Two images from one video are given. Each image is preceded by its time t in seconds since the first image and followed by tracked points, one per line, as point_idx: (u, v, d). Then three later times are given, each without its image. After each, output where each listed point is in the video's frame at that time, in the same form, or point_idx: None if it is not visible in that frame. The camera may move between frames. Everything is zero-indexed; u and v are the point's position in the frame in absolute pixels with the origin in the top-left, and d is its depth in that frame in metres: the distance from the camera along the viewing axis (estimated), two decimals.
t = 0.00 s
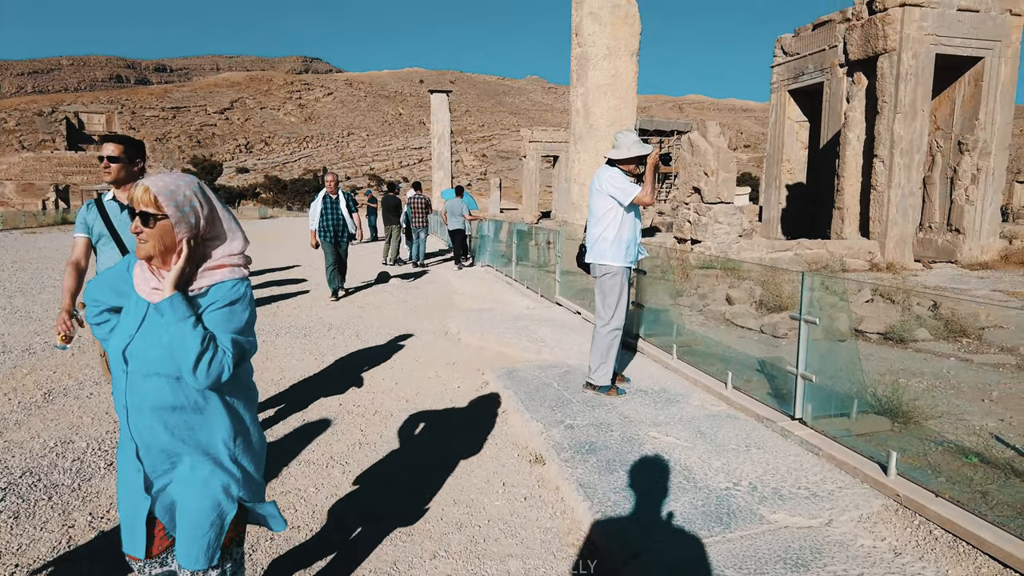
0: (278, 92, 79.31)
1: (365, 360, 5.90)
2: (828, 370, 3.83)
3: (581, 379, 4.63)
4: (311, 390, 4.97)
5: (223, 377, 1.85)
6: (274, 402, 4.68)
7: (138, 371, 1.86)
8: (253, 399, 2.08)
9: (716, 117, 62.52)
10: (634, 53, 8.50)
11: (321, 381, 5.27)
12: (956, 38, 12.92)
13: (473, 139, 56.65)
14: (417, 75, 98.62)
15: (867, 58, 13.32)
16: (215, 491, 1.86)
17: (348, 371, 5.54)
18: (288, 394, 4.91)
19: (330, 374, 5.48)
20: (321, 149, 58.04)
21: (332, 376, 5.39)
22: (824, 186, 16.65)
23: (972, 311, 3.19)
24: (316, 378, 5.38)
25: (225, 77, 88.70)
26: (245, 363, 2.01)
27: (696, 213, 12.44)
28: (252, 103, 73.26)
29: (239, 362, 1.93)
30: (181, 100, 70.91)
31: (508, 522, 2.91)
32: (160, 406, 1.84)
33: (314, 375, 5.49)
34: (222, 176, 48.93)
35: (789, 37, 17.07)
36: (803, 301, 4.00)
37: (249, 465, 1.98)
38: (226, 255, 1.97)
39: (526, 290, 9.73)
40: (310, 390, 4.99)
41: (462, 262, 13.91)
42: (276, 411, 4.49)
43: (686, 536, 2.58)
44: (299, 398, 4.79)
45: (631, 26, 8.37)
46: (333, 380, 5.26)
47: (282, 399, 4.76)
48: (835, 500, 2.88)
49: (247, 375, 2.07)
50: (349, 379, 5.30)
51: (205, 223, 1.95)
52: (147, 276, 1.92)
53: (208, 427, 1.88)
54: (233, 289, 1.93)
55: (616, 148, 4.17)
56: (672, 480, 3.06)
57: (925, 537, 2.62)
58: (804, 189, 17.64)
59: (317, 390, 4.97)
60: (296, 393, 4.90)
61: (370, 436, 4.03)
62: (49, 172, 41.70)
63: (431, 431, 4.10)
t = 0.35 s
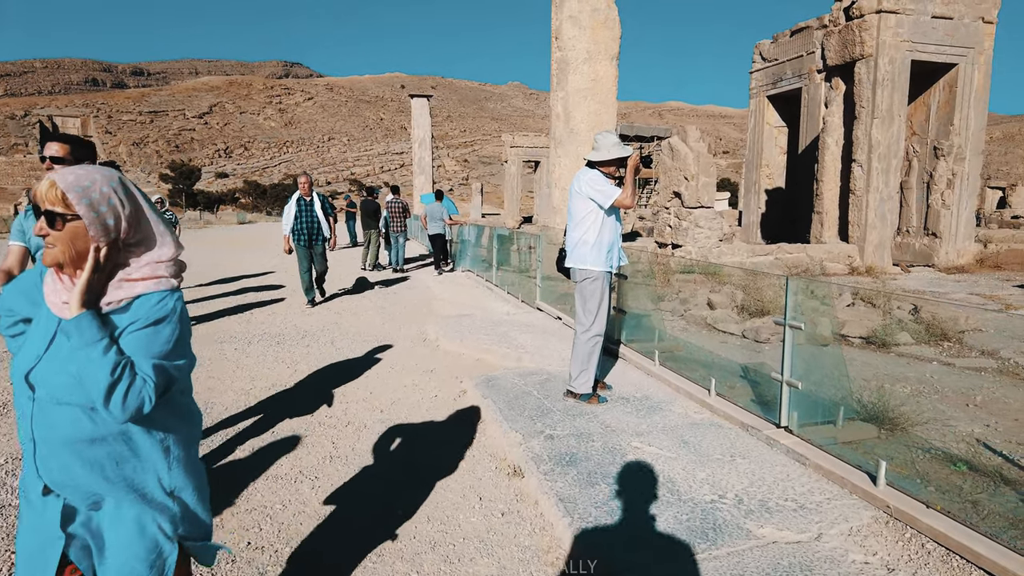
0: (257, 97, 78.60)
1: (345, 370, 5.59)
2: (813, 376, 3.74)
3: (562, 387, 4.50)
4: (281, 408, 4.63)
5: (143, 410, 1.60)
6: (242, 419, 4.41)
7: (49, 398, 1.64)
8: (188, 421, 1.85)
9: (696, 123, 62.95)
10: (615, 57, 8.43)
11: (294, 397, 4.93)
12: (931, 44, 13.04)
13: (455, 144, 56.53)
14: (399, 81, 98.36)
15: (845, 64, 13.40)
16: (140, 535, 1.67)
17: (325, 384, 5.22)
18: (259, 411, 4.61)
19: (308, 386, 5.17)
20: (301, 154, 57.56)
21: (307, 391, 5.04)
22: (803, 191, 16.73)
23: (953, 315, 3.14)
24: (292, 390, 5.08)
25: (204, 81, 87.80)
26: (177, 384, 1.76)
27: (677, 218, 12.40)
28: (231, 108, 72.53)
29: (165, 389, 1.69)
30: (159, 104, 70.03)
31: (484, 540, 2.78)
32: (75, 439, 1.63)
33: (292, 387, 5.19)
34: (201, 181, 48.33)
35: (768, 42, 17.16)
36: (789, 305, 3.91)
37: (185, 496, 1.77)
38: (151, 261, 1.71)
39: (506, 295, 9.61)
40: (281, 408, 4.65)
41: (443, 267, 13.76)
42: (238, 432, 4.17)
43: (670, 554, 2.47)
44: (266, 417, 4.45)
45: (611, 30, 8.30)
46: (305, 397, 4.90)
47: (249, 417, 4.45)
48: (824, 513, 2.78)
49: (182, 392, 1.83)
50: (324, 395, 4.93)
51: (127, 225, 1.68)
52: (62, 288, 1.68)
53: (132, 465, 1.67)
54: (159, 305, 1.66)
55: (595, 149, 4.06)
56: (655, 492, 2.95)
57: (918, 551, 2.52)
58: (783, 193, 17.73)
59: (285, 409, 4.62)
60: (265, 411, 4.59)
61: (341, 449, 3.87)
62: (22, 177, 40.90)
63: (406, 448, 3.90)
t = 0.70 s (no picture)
0: (244, 105, 78.21)
1: (331, 389, 5.29)
2: (809, 391, 3.58)
3: (549, 403, 4.33)
4: (256, 433, 4.31)
5: (35, 472, 1.35)
6: (217, 444, 4.14)
7: None
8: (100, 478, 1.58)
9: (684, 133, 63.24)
10: (602, 65, 8.33)
11: (274, 419, 4.61)
12: (916, 54, 13.07)
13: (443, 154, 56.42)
14: (387, 90, 98.28)
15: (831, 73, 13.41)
16: None
17: (307, 404, 4.91)
18: (235, 435, 4.31)
19: (291, 407, 4.87)
20: (288, 163, 57.23)
21: (287, 414, 4.71)
22: (790, 200, 16.71)
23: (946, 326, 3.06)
24: (274, 411, 4.78)
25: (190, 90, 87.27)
26: (83, 436, 1.51)
27: (665, 227, 12.30)
28: (217, 116, 72.13)
29: (66, 443, 1.44)
30: (144, 113, 69.50)
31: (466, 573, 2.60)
32: None
33: (274, 407, 4.90)
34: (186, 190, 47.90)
35: (754, 52, 17.19)
36: (782, 318, 3.75)
37: (91, 566, 1.52)
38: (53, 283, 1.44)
39: (493, 305, 9.44)
40: (258, 432, 4.33)
41: (429, 276, 13.58)
42: (206, 460, 3.87)
43: None
44: (239, 443, 4.13)
45: (597, 37, 8.20)
46: (284, 420, 4.57)
47: (223, 444, 4.14)
48: (825, 539, 2.63)
49: (91, 442, 1.56)
50: (304, 418, 4.59)
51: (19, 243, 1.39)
52: None
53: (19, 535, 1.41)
54: (55, 337, 1.41)
55: (582, 156, 3.91)
56: (647, 519, 2.78)
57: None
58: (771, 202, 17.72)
59: (261, 434, 4.30)
60: (240, 436, 4.29)
61: (315, 473, 3.66)
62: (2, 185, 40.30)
63: (383, 474, 3.65)
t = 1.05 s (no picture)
0: (239, 114, 78.15)
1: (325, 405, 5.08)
2: (816, 408, 3.45)
3: (545, 419, 4.19)
4: (249, 452, 4.12)
5: None
6: (201, 462, 3.97)
7: None
8: None
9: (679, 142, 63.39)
10: (597, 74, 8.25)
11: (267, 436, 4.41)
12: (912, 63, 13.04)
13: (438, 163, 56.38)
14: (382, 99, 98.37)
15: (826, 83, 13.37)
16: None
17: (302, 421, 4.71)
18: (227, 454, 4.12)
19: (285, 424, 4.68)
20: (283, 172, 57.09)
21: (280, 431, 4.51)
22: (786, 209, 16.66)
23: (948, 337, 2.94)
24: (268, 428, 4.59)
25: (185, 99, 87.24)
26: None
27: (661, 236, 12.19)
28: (213, 126, 72.00)
29: None
30: (139, 122, 69.38)
31: None
32: None
33: (269, 423, 4.71)
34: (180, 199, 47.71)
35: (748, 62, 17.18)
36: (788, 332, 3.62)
37: None
38: None
39: (488, 316, 9.32)
40: (251, 450, 4.15)
41: (423, 286, 13.44)
42: (195, 480, 3.69)
43: None
44: (231, 462, 3.96)
45: (592, 46, 8.13)
46: (275, 438, 4.37)
47: (214, 462, 3.96)
48: (837, 568, 2.51)
49: None
50: (297, 436, 4.39)
51: None
52: None
53: None
54: None
55: (579, 164, 3.80)
56: (650, 547, 2.66)
57: None
58: (767, 212, 17.66)
59: (253, 452, 4.11)
60: (232, 454, 4.10)
61: (297, 495, 3.50)
62: None
63: (367, 505, 3.38)
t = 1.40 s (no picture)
0: (238, 121, 78.15)
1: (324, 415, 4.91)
2: (830, 420, 3.30)
3: (546, 430, 4.04)
4: (244, 466, 3.93)
5: None
6: (190, 475, 3.79)
7: None
8: None
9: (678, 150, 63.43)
10: (597, 79, 8.14)
11: (263, 449, 4.22)
12: (913, 68, 12.93)
13: (438, 170, 56.33)
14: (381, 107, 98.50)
15: (827, 88, 13.26)
16: None
17: (300, 433, 4.52)
18: (216, 466, 3.94)
19: (282, 435, 4.48)
20: (282, 179, 57.00)
21: (277, 443, 4.32)
22: (786, 215, 16.55)
23: (957, 344, 2.84)
24: (264, 440, 4.41)
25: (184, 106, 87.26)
26: None
27: (662, 242, 12.05)
28: (211, 132, 71.98)
29: None
30: (138, 129, 69.34)
31: None
32: None
33: (266, 435, 4.52)
34: (179, 206, 47.60)
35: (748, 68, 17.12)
36: (797, 340, 3.49)
37: None
38: None
39: (486, 323, 9.17)
40: (246, 464, 3.96)
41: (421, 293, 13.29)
42: (184, 497, 3.49)
43: None
44: (224, 477, 3.76)
45: (592, 51, 8.02)
46: (273, 451, 4.19)
47: (207, 477, 3.77)
48: None
49: None
50: (294, 450, 4.19)
51: None
52: None
53: None
54: None
55: (581, 166, 3.66)
56: (658, 569, 2.52)
57: None
58: (767, 218, 17.55)
59: (248, 467, 3.92)
60: (226, 467, 3.91)
61: (286, 513, 3.33)
62: None
63: (353, 530, 3.13)
